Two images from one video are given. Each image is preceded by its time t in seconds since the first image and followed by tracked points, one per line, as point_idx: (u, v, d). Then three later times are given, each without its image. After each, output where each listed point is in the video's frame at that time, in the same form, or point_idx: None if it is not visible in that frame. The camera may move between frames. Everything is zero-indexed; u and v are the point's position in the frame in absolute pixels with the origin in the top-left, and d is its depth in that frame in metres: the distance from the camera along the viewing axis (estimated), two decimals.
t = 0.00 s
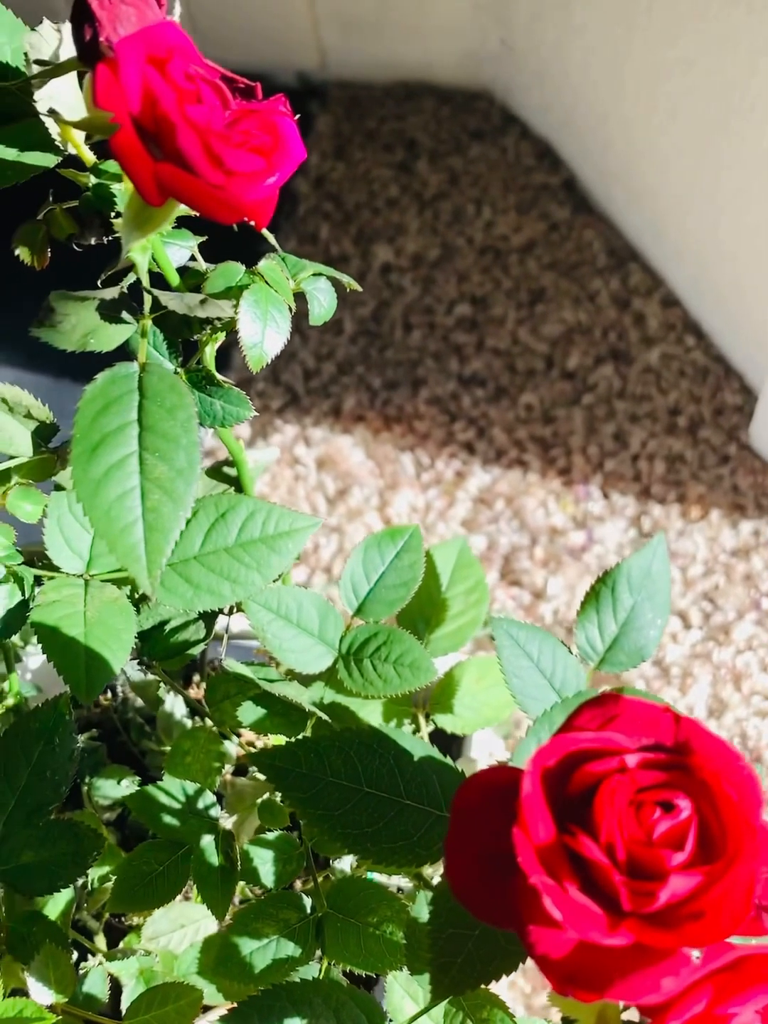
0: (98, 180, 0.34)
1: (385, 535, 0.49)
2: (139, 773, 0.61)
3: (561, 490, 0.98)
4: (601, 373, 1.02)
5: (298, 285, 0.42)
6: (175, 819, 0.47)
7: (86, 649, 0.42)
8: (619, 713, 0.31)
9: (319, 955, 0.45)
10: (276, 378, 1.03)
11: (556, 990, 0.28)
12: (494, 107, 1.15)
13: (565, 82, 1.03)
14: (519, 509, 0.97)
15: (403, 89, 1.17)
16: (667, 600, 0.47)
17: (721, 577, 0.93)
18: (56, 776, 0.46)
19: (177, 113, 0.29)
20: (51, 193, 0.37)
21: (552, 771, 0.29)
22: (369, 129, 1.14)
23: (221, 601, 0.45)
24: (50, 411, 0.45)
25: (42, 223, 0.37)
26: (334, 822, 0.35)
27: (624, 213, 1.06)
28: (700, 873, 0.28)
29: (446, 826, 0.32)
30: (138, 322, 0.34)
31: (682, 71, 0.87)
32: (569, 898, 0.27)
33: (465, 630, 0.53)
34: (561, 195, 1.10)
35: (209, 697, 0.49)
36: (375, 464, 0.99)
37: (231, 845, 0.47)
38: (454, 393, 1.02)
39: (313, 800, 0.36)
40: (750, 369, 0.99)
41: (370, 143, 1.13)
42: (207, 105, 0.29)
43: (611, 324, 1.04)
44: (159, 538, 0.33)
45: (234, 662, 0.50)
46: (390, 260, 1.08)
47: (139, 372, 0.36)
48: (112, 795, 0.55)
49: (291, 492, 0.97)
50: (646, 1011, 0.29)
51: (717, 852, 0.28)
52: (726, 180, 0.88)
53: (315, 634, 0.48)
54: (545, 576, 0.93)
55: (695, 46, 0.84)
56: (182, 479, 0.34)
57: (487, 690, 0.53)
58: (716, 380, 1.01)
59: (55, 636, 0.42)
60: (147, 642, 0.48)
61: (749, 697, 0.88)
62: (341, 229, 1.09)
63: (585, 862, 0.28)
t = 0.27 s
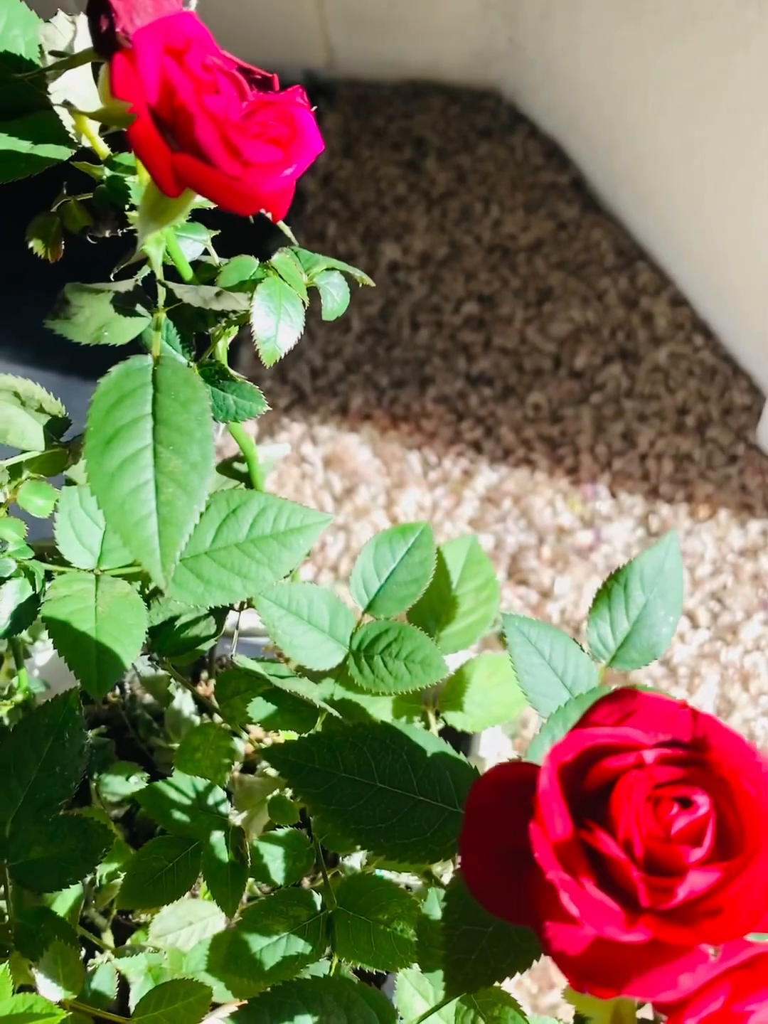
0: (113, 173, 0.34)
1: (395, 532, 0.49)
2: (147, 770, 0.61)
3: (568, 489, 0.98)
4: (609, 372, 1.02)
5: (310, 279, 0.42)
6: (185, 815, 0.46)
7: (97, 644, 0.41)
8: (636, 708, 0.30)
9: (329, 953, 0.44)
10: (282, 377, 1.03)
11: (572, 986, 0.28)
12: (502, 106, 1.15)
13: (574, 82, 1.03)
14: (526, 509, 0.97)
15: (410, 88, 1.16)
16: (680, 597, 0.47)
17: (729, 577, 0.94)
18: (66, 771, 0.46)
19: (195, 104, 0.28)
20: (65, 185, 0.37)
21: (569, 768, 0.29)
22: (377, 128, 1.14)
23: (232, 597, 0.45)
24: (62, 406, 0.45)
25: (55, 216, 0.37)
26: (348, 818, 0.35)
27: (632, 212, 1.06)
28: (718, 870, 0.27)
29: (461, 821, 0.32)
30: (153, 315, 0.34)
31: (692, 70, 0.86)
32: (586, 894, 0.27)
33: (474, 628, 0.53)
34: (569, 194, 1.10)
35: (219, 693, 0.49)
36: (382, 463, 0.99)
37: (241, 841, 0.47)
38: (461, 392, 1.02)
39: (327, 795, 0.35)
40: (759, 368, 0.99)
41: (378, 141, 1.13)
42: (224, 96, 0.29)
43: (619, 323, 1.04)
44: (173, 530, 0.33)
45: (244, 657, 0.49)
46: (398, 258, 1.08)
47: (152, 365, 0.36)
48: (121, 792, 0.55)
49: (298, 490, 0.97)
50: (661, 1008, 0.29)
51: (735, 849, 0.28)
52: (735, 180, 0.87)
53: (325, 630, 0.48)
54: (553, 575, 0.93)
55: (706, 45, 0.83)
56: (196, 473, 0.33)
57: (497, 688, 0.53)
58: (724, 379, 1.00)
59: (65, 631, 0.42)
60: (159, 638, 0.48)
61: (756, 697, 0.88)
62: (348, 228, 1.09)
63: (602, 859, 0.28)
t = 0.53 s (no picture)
0: (122, 164, 0.34)
1: (402, 527, 0.49)
2: (151, 765, 0.61)
3: (573, 487, 0.97)
4: (614, 370, 1.02)
5: (319, 273, 0.42)
6: (191, 809, 0.46)
7: (104, 637, 0.41)
8: (647, 700, 0.30)
9: (336, 948, 0.44)
10: (287, 374, 1.03)
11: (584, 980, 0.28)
12: (508, 103, 1.15)
13: (580, 79, 1.02)
14: (531, 506, 0.96)
15: (415, 85, 1.16)
16: (688, 593, 0.47)
17: (735, 575, 0.94)
18: (72, 765, 0.46)
19: (206, 93, 0.28)
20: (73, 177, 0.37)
21: (580, 760, 0.29)
22: (382, 125, 1.14)
23: (239, 591, 0.45)
24: (69, 398, 0.44)
25: (64, 207, 0.37)
26: (356, 812, 0.35)
27: (637, 210, 1.05)
28: (731, 864, 0.27)
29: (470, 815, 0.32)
30: (161, 307, 0.34)
31: (700, 68, 0.86)
32: (598, 887, 0.27)
33: (480, 624, 0.53)
34: (574, 192, 1.10)
35: (225, 688, 0.49)
36: (387, 461, 0.98)
37: (247, 836, 0.47)
38: (466, 390, 1.02)
39: (335, 789, 0.35)
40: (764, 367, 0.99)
41: (383, 139, 1.13)
42: (235, 86, 0.29)
43: (625, 322, 1.04)
44: (182, 522, 0.33)
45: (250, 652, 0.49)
46: (403, 256, 1.08)
47: (161, 356, 0.36)
48: (126, 786, 0.55)
49: (302, 488, 0.97)
50: (672, 1001, 0.29)
51: (748, 842, 0.28)
52: (741, 179, 0.87)
53: (332, 625, 0.47)
54: (558, 573, 0.93)
55: (714, 44, 0.83)
56: (205, 465, 0.33)
57: (503, 684, 0.52)
58: (730, 377, 1.01)
59: (72, 624, 0.42)
60: (165, 633, 0.48)
61: (762, 695, 0.89)
62: (353, 225, 1.09)
63: (613, 852, 0.28)
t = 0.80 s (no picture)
0: (133, 153, 0.35)
1: (410, 518, 0.49)
2: (158, 757, 0.61)
3: (578, 483, 0.98)
4: (619, 366, 1.02)
5: (327, 263, 0.42)
6: (199, 799, 0.46)
7: (113, 625, 0.42)
8: (656, 685, 0.30)
9: (342, 937, 0.45)
10: (292, 370, 1.03)
11: (592, 962, 0.28)
12: (513, 100, 1.15)
13: (586, 76, 1.03)
14: (536, 502, 0.97)
15: (421, 82, 1.16)
16: (694, 585, 0.47)
17: (739, 571, 0.94)
18: (80, 754, 0.46)
19: (219, 80, 0.28)
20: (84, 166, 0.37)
21: (588, 745, 0.29)
22: (388, 122, 1.14)
23: (247, 581, 0.45)
24: (78, 386, 0.44)
25: (75, 196, 0.37)
26: (365, 797, 0.35)
27: (643, 207, 1.06)
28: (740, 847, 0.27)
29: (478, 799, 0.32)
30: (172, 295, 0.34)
31: (706, 64, 0.86)
32: (606, 869, 0.27)
33: (487, 616, 0.53)
34: (579, 188, 1.10)
35: (231, 677, 0.50)
36: (391, 457, 0.99)
37: (255, 825, 0.47)
38: (471, 386, 1.02)
39: (344, 775, 0.36)
40: None
41: (388, 136, 1.13)
42: (247, 72, 0.29)
43: (630, 318, 1.04)
44: (192, 509, 0.33)
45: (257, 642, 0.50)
46: (408, 252, 1.08)
47: (172, 344, 0.36)
48: (133, 777, 0.55)
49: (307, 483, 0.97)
50: (679, 983, 0.29)
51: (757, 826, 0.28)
52: (746, 175, 0.88)
53: (339, 615, 0.48)
54: (562, 569, 0.93)
55: (719, 40, 0.83)
56: (215, 452, 0.33)
57: (510, 676, 0.52)
58: (735, 374, 1.01)
59: (82, 613, 0.42)
60: (173, 623, 0.48)
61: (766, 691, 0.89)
62: (359, 222, 1.09)
63: (621, 835, 0.28)
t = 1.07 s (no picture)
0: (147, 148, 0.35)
1: (419, 513, 0.49)
2: (167, 753, 0.61)
3: (584, 480, 0.98)
4: (625, 364, 1.02)
5: (338, 258, 0.42)
6: (209, 792, 0.47)
7: (125, 618, 0.42)
8: (667, 675, 0.30)
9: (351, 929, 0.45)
10: (298, 368, 1.03)
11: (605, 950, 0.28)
12: (519, 99, 1.15)
13: (591, 75, 1.03)
14: (542, 500, 0.97)
15: (426, 81, 1.16)
16: (702, 579, 0.47)
17: (745, 569, 0.94)
18: (91, 748, 0.46)
19: (235, 73, 0.29)
20: (98, 160, 0.37)
21: (601, 734, 0.29)
22: (393, 122, 1.14)
23: (258, 575, 0.45)
24: (90, 380, 0.44)
25: (89, 190, 0.37)
26: (377, 789, 0.35)
27: (648, 205, 1.06)
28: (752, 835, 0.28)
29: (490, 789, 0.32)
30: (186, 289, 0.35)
31: (711, 62, 0.86)
32: (619, 857, 0.27)
33: (495, 611, 0.53)
34: (585, 187, 1.10)
35: (241, 671, 0.50)
36: (397, 454, 0.99)
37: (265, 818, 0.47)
38: (477, 384, 1.02)
39: (356, 767, 0.36)
40: None
41: (394, 135, 1.14)
42: (262, 66, 0.29)
43: (635, 317, 1.04)
44: (205, 501, 0.33)
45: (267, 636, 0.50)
46: (413, 250, 1.08)
47: (185, 338, 0.36)
48: (143, 772, 0.56)
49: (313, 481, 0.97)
50: (691, 971, 0.29)
51: None
52: (751, 172, 0.88)
53: (349, 609, 0.48)
54: (568, 566, 0.93)
55: (724, 38, 0.83)
56: (228, 444, 0.34)
57: (518, 670, 0.53)
58: (740, 372, 1.01)
59: (93, 607, 0.42)
60: (183, 617, 0.48)
61: None
62: (364, 221, 1.09)
63: (634, 824, 0.28)
